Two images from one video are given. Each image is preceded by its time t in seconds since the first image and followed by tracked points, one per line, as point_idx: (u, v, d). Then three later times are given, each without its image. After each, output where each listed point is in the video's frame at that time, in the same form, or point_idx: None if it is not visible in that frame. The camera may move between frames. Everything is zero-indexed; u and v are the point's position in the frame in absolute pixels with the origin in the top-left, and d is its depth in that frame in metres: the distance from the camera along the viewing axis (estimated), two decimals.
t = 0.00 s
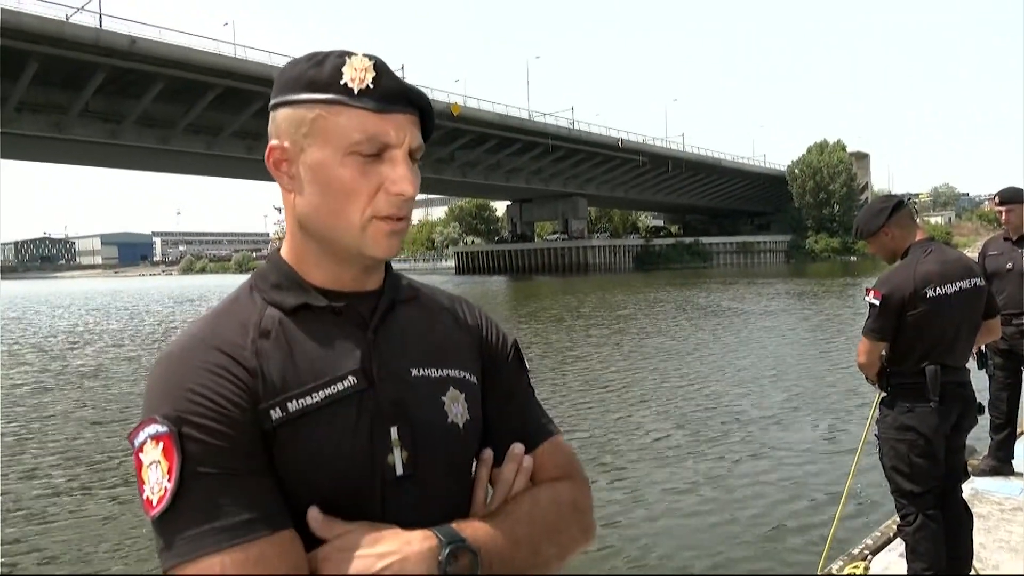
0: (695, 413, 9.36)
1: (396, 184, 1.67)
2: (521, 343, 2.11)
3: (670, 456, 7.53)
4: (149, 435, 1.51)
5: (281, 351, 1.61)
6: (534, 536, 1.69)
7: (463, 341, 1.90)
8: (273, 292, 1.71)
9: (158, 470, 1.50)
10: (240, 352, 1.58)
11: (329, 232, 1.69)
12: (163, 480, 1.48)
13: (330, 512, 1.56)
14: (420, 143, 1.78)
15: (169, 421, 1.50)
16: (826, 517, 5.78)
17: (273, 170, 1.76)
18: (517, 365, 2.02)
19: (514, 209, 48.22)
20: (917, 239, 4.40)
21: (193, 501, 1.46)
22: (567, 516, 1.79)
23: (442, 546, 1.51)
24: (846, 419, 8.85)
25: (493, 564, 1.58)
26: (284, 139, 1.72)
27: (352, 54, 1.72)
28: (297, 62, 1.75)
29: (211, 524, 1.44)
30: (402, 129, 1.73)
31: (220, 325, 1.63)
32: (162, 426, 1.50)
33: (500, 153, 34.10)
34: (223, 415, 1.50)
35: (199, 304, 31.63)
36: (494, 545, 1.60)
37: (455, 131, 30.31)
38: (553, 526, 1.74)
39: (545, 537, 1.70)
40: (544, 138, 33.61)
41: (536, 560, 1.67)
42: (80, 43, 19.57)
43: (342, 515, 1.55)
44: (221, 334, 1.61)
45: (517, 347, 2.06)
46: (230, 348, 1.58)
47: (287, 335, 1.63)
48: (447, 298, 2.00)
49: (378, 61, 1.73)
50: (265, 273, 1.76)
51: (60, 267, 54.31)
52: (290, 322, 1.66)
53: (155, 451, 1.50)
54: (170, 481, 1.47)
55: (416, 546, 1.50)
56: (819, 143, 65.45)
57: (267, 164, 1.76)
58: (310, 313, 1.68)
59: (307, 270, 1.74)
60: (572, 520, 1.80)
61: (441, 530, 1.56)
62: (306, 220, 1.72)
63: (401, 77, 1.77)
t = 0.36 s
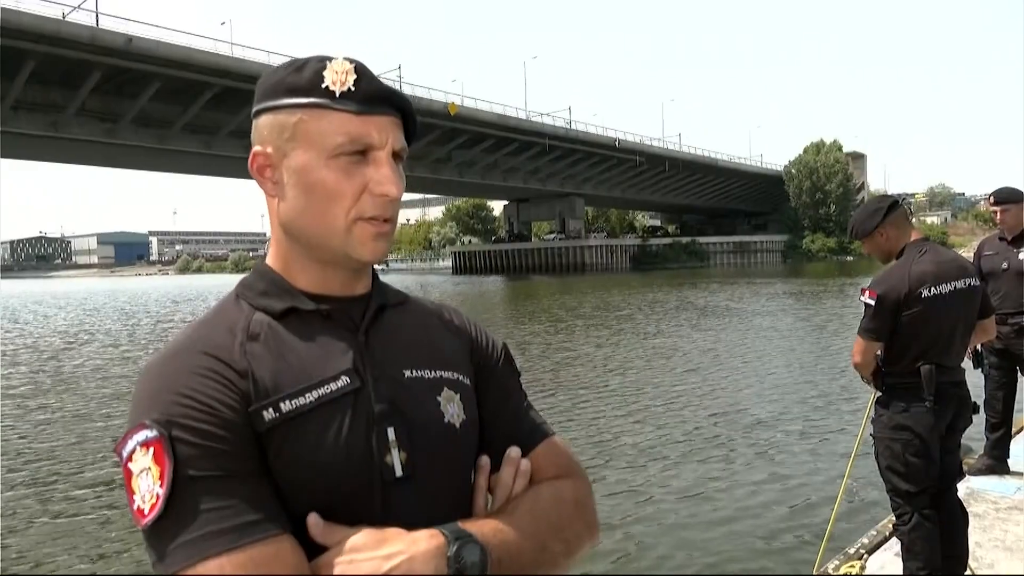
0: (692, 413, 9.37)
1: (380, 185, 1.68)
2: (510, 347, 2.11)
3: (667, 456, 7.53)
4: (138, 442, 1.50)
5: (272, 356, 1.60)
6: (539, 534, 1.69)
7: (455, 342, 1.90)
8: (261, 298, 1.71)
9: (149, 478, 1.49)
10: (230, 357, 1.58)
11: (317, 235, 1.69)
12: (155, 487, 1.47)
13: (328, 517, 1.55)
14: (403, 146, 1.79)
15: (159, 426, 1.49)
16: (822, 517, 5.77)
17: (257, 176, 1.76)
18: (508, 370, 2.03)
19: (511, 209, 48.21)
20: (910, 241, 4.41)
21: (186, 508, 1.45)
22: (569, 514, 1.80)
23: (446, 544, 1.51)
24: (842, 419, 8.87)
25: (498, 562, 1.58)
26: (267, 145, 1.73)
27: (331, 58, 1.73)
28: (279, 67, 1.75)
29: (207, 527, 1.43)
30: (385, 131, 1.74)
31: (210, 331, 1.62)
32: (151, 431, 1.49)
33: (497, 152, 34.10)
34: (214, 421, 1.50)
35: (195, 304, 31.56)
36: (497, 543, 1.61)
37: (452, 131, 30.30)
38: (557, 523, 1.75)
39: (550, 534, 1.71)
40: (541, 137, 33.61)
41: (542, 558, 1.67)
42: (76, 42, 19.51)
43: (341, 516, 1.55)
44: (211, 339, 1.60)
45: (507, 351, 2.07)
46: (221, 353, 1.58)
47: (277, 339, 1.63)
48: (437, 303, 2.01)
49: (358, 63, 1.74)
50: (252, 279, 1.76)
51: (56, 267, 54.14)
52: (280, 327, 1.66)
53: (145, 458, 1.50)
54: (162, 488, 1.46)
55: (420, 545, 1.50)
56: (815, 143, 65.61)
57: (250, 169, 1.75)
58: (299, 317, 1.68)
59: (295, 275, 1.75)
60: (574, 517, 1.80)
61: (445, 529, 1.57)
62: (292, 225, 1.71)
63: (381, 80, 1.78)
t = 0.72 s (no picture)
0: (691, 415, 9.39)
1: (376, 182, 1.69)
2: (508, 350, 2.11)
3: (665, 459, 7.55)
4: (135, 452, 1.51)
5: (269, 362, 1.60)
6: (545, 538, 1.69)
7: (452, 345, 1.90)
8: (257, 303, 1.71)
9: (146, 487, 1.49)
10: (226, 364, 1.57)
11: (314, 238, 1.69)
12: (153, 497, 1.48)
13: (327, 525, 1.55)
14: (396, 144, 1.80)
15: (155, 434, 1.49)
16: (820, 520, 5.76)
17: (250, 180, 1.76)
18: (506, 372, 2.03)
19: (510, 212, 48.28)
20: (907, 243, 4.41)
21: (184, 518, 1.46)
22: (573, 517, 1.79)
23: (453, 550, 1.52)
24: (841, 422, 8.88)
25: (505, 566, 1.59)
26: (260, 149, 1.73)
27: (321, 57, 1.73)
28: (270, 68, 1.76)
29: (204, 537, 1.44)
30: (379, 129, 1.75)
31: (207, 337, 1.62)
32: (148, 441, 1.49)
33: (496, 155, 34.15)
34: (212, 428, 1.50)
35: (194, 307, 31.58)
36: (503, 547, 1.61)
37: (451, 134, 30.34)
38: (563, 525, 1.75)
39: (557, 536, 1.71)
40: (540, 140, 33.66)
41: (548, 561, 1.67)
42: (75, 45, 19.54)
43: (343, 522, 1.55)
44: (206, 346, 1.60)
45: (505, 354, 2.07)
46: (216, 360, 1.58)
47: (273, 345, 1.63)
48: (435, 307, 2.00)
49: (349, 61, 1.75)
50: (248, 286, 1.76)
51: (55, 271, 54.15)
52: (277, 332, 1.66)
53: (142, 468, 1.50)
54: (159, 499, 1.46)
55: (426, 551, 1.50)
56: (814, 146, 65.66)
57: (243, 173, 1.75)
58: (296, 323, 1.68)
59: (291, 280, 1.74)
60: (579, 520, 1.80)
61: (451, 532, 1.56)
62: (287, 228, 1.71)
63: (372, 77, 1.79)
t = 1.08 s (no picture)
0: (691, 416, 9.41)
1: (381, 171, 1.70)
2: (512, 349, 2.11)
3: (665, 459, 7.58)
4: (132, 454, 1.51)
5: (268, 361, 1.61)
6: (542, 545, 1.69)
7: (454, 344, 1.90)
8: (258, 300, 1.71)
9: (142, 490, 1.50)
10: (225, 364, 1.58)
11: (317, 232, 1.70)
12: (149, 500, 1.49)
13: (325, 529, 1.56)
14: (399, 134, 1.81)
15: (152, 437, 1.50)
16: (819, 521, 5.77)
17: (253, 171, 1.77)
18: (509, 373, 2.03)
19: (510, 213, 48.31)
20: (907, 242, 4.42)
21: (182, 521, 1.46)
22: (570, 524, 1.80)
23: (449, 561, 1.52)
24: (841, 423, 8.89)
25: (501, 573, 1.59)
26: (263, 140, 1.74)
27: (325, 48, 1.74)
28: (274, 60, 1.76)
29: (200, 543, 1.45)
30: (383, 119, 1.76)
31: (206, 336, 1.63)
32: (145, 443, 1.50)
33: (496, 156, 34.18)
34: (210, 430, 1.50)
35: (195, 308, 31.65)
36: (500, 553, 1.61)
37: (451, 135, 30.36)
38: (560, 532, 1.74)
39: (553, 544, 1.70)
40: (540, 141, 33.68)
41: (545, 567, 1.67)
42: (75, 47, 19.57)
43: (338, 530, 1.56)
44: (206, 345, 1.61)
45: (509, 354, 2.07)
46: (216, 360, 1.58)
47: (273, 342, 1.64)
48: (438, 305, 2.01)
49: (353, 51, 1.76)
50: (249, 283, 1.76)
51: (56, 272, 54.22)
52: (278, 331, 1.66)
53: (138, 469, 1.51)
54: (156, 502, 1.47)
55: (420, 561, 1.51)
56: (815, 146, 65.61)
57: (246, 165, 1.76)
58: (297, 321, 1.69)
59: (293, 277, 1.75)
60: (577, 527, 1.80)
61: (447, 542, 1.57)
62: (290, 222, 1.72)
63: (377, 68, 1.80)
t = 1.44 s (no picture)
0: (691, 415, 9.39)
1: (385, 176, 1.68)
2: (507, 348, 2.09)
3: (664, 458, 7.56)
4: (122, 451, 1.49)
5: (261, 361, 1.59)
6: (533, 545, 1.67)
7: (449, 344, 1.87)
8: (253, 298, 1.69)
9: (133, 488, 1.48)
10: (218, 363, 1.56)
11: (316, 229, 1.67)
12: (139, 498, 1.47)
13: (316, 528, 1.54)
14: (407, 139, 1.78)
15: (143, 435, 1.48)
16: (819, 520, 5.75)
17: (256, 165, 1.74)
18: (505, 375, 2.01)
19: (510, 212, 48.27)
20: (909, 242, 4.40)
21: (172, 519, 1.45)
22: (562, 524, 1.77)
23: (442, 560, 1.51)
24: (841, 422, 8.87)
25: None
26: (269, 133, 1.71)
27: (339, 49, 1.71)
28: (286, 57, 1.73)
29: (190, 542, 1.43)
30: (391, 123, 1.73)
31: (200, 334, 1.60)
32: (135, 441, 1.48)
33: (496, 155, 34.13)
34: (199, 429, 1.48)
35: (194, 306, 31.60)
36: (491, 552, 1.60)
37: (450, 134, 30.35)
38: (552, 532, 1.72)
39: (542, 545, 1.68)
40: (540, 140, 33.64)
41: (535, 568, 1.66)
42: (74, 46, 19.53)
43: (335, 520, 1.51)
44: (200, 342, 1.59)
45: (504, 353, 2.05)
46: (209, 358, 1.56)
47: (266, 342, 1.61)
48: (433, 303, 1.98)
49: (367, 55, 1.73)
50: (244, 280, 1.74)
51: (55, 271, 54.13)
52: (272, 331, 1.63)
53: (130, 467, 1.48)
54: (146, 499, 1.45)
55: (414, 560, 1.49)
56: (814, 146, 65.59)
57: (250, 160, 1.73)
58: (292, 321, 1.66)
59: (289, 275, 1.73)
60: (568, 528, 1.78)
61: (440, 541, 1.56)
62: (290, 220, 1.70)
63: (388, 72, 1.77)
